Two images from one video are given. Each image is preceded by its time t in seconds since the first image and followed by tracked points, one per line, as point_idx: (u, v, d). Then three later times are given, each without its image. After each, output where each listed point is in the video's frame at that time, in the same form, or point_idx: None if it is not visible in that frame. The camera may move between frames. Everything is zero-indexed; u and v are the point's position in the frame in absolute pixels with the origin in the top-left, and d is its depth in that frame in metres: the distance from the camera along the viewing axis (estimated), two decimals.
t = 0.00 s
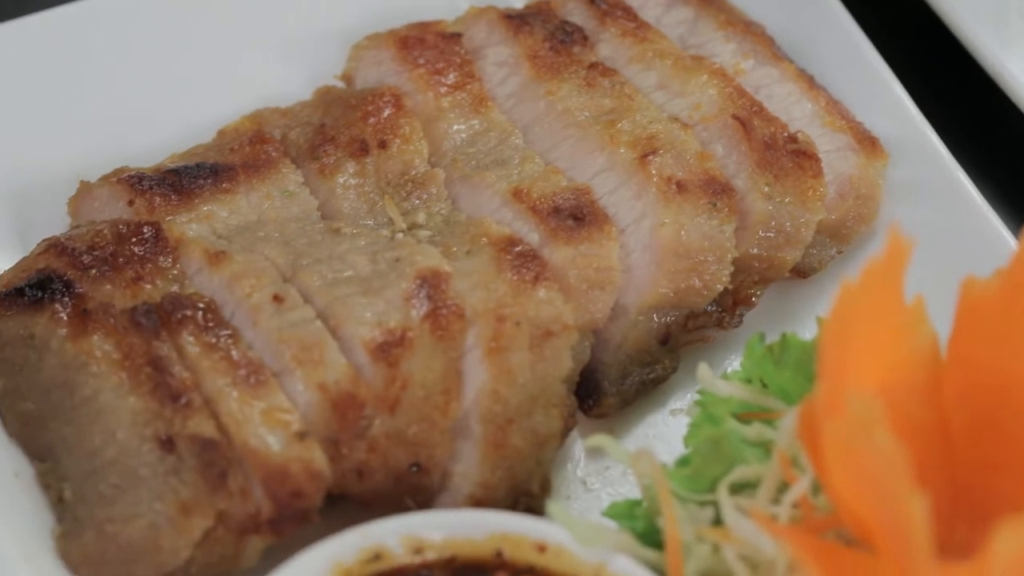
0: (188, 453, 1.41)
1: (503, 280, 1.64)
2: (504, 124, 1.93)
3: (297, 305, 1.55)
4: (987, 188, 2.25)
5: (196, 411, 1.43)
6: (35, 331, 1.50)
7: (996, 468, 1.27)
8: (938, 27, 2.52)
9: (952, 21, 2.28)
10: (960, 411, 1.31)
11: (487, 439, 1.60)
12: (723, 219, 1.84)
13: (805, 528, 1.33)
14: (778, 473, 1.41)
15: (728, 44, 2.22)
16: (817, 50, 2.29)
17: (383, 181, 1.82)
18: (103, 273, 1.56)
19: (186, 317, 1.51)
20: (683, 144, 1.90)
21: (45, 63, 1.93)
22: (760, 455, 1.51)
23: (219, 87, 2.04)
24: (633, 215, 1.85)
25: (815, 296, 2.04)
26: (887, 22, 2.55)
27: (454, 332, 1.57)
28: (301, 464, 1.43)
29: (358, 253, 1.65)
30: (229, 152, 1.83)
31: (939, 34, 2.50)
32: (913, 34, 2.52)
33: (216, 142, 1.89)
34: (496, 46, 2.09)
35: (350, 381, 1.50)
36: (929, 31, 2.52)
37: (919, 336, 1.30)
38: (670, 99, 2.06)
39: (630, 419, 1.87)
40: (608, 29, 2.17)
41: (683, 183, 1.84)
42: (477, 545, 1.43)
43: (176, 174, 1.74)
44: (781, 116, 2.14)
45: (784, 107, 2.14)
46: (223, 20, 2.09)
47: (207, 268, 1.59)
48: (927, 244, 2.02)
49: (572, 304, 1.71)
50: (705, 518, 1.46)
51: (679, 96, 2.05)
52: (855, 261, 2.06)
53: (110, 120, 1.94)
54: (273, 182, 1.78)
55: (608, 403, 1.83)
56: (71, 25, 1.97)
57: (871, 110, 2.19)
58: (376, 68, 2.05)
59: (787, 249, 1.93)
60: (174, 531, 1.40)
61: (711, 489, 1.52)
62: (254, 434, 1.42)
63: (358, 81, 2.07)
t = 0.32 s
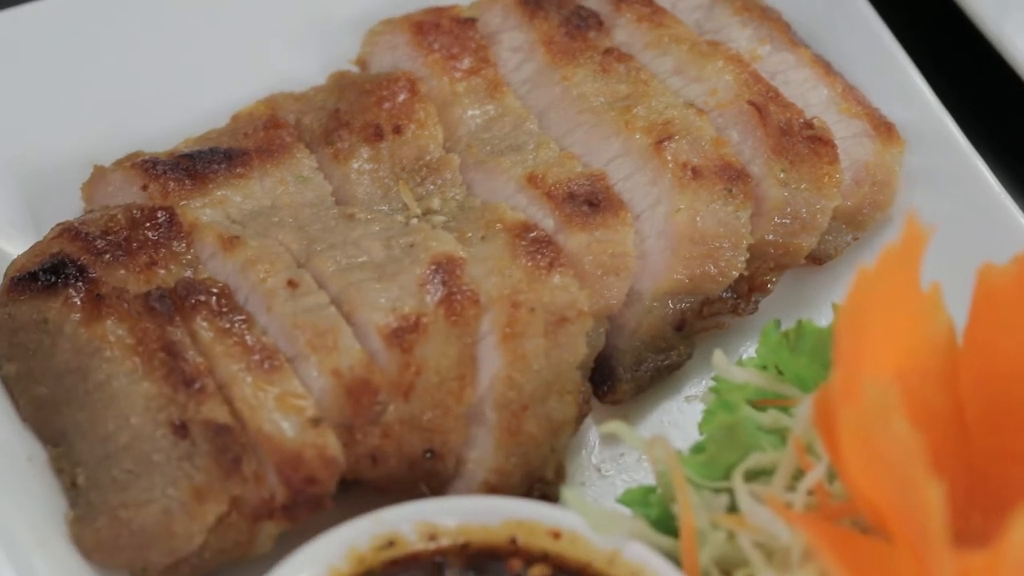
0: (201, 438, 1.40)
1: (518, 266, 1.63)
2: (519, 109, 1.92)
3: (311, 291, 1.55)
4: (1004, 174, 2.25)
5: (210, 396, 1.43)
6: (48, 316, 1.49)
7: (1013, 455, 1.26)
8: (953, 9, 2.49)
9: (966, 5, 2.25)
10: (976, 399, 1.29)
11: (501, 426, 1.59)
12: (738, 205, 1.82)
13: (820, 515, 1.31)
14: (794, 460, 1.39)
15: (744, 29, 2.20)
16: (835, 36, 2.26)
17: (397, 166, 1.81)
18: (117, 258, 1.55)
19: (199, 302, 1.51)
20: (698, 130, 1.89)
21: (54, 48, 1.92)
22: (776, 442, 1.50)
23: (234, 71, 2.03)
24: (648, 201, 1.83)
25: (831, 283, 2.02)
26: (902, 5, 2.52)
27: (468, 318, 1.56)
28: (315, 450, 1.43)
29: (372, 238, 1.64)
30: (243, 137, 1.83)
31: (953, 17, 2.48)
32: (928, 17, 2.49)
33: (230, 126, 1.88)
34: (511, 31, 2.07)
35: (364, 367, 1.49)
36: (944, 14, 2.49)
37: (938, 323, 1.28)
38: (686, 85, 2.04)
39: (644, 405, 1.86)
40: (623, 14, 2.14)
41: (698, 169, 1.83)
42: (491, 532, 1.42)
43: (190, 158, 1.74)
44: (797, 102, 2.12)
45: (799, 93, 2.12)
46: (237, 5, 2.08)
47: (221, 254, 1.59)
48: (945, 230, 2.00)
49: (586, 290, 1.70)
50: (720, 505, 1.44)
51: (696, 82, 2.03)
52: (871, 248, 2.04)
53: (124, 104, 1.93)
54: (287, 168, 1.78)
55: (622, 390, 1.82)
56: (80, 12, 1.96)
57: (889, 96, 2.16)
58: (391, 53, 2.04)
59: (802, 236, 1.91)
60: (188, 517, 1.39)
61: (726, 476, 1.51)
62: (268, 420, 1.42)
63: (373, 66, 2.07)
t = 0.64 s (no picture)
0: (212, 426, 1.39)
1: (531, 254, 1.62)
2: (531, 96, 1.91)
3: (324, 278, 1.55)
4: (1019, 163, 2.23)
5: (221, 383, 1.43)
6: (59, 304, 1.47)
7: None
8: None
9: None
10: (991, 388, 1.27)
11: (513, 415, 1.58)
12: (752, 193, 1.80)
13: (834, 505, 1.30)
14: (807, 449, 1.38)
15: (758, 16, 2.17)
16: (849, 23, 2.23)
17: (409, 154, 1.80)
18: (128, 245, 1.54)
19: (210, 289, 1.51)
20: (712, 118, 1.87)
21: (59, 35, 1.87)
22: (789, 431, 1.49)
23: (244, 60, 2.00)
24: (662, 188, 1.82)
25: (844, 272, 2.01)
26: None
27: (480, 306, 1.56)
28: (326, 438, 1.44)
29: (384, 226, 1.64)
30: (255, 124, 1.82)
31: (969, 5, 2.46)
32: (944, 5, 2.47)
33: (242, 113, 1.87)
34: (524, 18, 2.05)
35: (376, 354, 1.49)
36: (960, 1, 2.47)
37: (951, 312, 1.27)
38: (699, 73, 2.02)
39: (657, 394, 1.86)
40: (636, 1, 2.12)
41: (712, 157, 1.81)
42: (504, 520, 1.41)
43: (202, 144, 1.73)
44: (811, 90, 2.10)
45: (814, 80, 2.09)
46: None
47: (233, 241, 1.59)
48: (960, 219, 1.97)
49: (599, 278, 1.69)
50: (733, 494, 1.42)
51: (709, 69, 2.01)
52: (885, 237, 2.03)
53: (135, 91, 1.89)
54: (299, 154, 1.77)
55: (635, 377, 1.81)
56: (82, 10, 1.90)
57: (904, 84, 2.14)
58: (403, 40, 2.03)
59: (816, 224, 1.89)
60: (199, 505, 1.38)
61: (739, 465, 1.49)
62: (280, 408, 1.43)
63: (385, 52, 2.06)
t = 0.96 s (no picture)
0: (221, 415, 1.39)
1: (541, 243, 1.62)
2: (542, 85, 1.90)
3: (333, 267, 1.55)
4: None
5: (230, 372, 1.43)
6: (67, 292, 1.47)
7: None
8: None
9: None
10: (1005, 380, 1.25)
11: (523, 405, 1.57)
12: (763, 182, 1.79)
13: (845, 495, 1.28)
14: (818, 440, 1.37)
15: (770, 4, 2.14)
16: (864, 12, 2.18)
17: (419, 143, 1.80)
18: (137, 233, 1.54)
19: (220, 278, 1.51)
20: (724, 106, 1.85)
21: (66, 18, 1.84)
22: (800, 422, 1.48)
23: (252, 47, 1.99)
24: (673, 177, 1.80)
25: (855, 261, 2.01)
26: None
27: (490, 296, 1.56)
28: (336, 427, 1.44)
29: (394, 215, 1.63)
30: (265, 111, 1.82)
31: None
32: None
33: (252, 101, 1.86)
34: (535, 5, 2.03)
35: (385, 343, 1.49)
36: None
37: (964, 303, 1.26)
38: (711, 61, 2.00)
39: (668, 384, 1.85)
40: None
41: (723, 146, 1.80)
42: (514, 510, 1.41)
43: (211, 133, 1.73)
44: (823, 79, 2.08)
45: (826, 69, 2.08)
46: None
47: (243, 229, 1.59)
48: (973, 208, 1.96)
49: (610, 267, 1.68)
50: (745, 485, 1.41)
51: (721, 57, 2.00)
52: (898, 226, 2.01)
53: (137, 88, 1.87)
54: (310, 143, 1.77)
55: (645, 367, 1.80)
56: (82, 10, 1.86)
57: (917, 73, 2.11)
58: (414, 28, 2.02)
59: (827, 214, 1.89)
60: (208, 494, 1.37)
61: (751, 456, 1.47)
62: (288, 397, 1.43)
63: (396, 39, 2.06)
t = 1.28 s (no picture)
0: (228, 406, 1.39)
1: (550, 234, 1.61)
2: (550, 75, 1.89)
3: (339, 258, 1.54)
4: None
5: (238, 363, 1.44)
6: (75, 283, 1.47)
7: None
8: None
9: None
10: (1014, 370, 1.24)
11: (531, 396, 1.56)
12: (772, 173, 1.78)
13: (853, 487, 1.28)
14: (827, 431, 1.37)
15: None
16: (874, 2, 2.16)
17: (427, 133, 1.80)
18: (144, 224, 1.55)
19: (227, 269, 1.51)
20: (733, 97, 1.84)
21: (69, 13, 1.82)
22: (808, 413, 1.48)
23: (258, 37, 1.98)
24: (681, 169, 1.79)
25: (864, 252, 2.00)
26: None
27: (498, 287, 1.55)
28: (343, 418, 1.44)
29: (401, 206, 1.63)
30: (272, 102, 1.81)
31: None
32: None
33: (259, 91, 1.86)
34: None
35: (393, 334, 1.49)
36: None
37: (972, 294, 1.25)
38: (720, 52, 1.99)
39: (676, 375, 1.84)
40: None
41: (732, 137, 1.78)
42: (522, 502, 1.40)
43: (218, 124, 1.73)
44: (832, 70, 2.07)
45: (835, 60, 2.06)
46: None
47: (250, 220, 1.59)
48: (982, 199, 1.95)
49: (619, 259, 1.67)
50: (753, 476, 1.41)
51: (730, 48, 1.99)
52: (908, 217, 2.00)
53: (142, 80, 1.86)
54: (317, 133, 1.76)
55: (654, 359, 1.79)
56: (82, 10, 1.83)
57: (926, 64, 2.09)
58: (422, 18, 2.02)
59: (836, 204, 1.87)
60: (215, 485, 1.37)
61: (759, 448, 1.46)
62: (296, 388, 1.44)
63: (404, 30, 2.06)
